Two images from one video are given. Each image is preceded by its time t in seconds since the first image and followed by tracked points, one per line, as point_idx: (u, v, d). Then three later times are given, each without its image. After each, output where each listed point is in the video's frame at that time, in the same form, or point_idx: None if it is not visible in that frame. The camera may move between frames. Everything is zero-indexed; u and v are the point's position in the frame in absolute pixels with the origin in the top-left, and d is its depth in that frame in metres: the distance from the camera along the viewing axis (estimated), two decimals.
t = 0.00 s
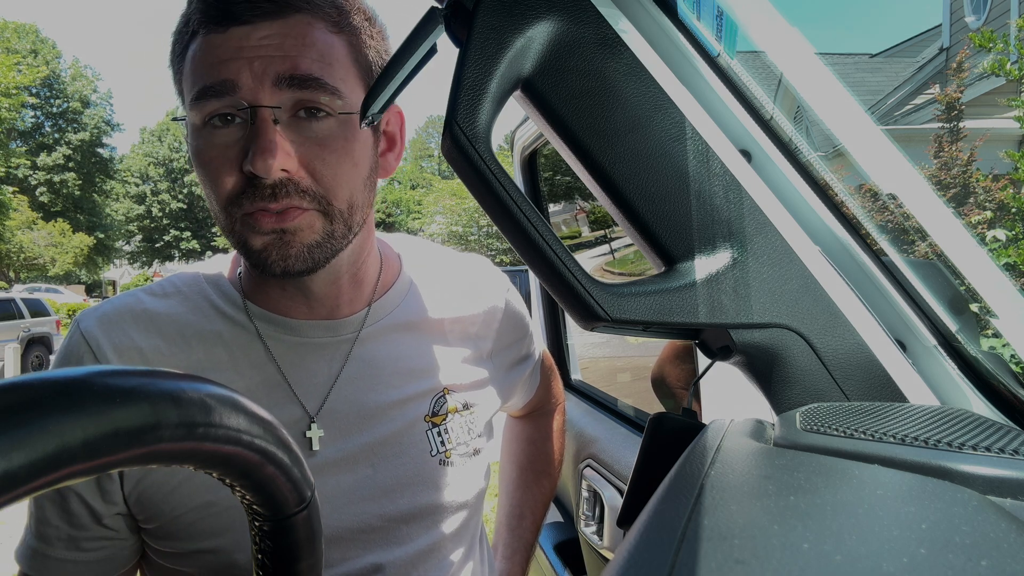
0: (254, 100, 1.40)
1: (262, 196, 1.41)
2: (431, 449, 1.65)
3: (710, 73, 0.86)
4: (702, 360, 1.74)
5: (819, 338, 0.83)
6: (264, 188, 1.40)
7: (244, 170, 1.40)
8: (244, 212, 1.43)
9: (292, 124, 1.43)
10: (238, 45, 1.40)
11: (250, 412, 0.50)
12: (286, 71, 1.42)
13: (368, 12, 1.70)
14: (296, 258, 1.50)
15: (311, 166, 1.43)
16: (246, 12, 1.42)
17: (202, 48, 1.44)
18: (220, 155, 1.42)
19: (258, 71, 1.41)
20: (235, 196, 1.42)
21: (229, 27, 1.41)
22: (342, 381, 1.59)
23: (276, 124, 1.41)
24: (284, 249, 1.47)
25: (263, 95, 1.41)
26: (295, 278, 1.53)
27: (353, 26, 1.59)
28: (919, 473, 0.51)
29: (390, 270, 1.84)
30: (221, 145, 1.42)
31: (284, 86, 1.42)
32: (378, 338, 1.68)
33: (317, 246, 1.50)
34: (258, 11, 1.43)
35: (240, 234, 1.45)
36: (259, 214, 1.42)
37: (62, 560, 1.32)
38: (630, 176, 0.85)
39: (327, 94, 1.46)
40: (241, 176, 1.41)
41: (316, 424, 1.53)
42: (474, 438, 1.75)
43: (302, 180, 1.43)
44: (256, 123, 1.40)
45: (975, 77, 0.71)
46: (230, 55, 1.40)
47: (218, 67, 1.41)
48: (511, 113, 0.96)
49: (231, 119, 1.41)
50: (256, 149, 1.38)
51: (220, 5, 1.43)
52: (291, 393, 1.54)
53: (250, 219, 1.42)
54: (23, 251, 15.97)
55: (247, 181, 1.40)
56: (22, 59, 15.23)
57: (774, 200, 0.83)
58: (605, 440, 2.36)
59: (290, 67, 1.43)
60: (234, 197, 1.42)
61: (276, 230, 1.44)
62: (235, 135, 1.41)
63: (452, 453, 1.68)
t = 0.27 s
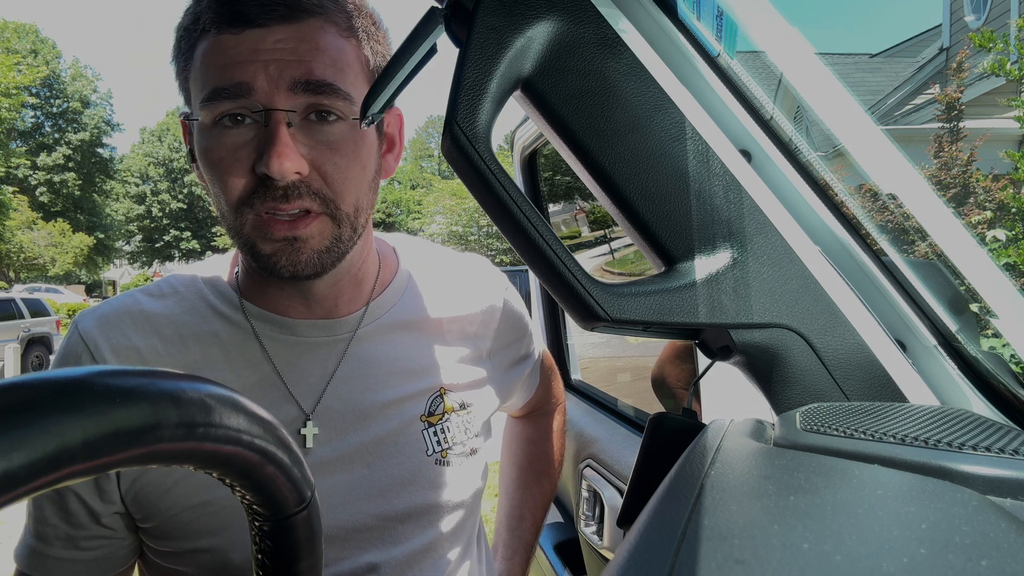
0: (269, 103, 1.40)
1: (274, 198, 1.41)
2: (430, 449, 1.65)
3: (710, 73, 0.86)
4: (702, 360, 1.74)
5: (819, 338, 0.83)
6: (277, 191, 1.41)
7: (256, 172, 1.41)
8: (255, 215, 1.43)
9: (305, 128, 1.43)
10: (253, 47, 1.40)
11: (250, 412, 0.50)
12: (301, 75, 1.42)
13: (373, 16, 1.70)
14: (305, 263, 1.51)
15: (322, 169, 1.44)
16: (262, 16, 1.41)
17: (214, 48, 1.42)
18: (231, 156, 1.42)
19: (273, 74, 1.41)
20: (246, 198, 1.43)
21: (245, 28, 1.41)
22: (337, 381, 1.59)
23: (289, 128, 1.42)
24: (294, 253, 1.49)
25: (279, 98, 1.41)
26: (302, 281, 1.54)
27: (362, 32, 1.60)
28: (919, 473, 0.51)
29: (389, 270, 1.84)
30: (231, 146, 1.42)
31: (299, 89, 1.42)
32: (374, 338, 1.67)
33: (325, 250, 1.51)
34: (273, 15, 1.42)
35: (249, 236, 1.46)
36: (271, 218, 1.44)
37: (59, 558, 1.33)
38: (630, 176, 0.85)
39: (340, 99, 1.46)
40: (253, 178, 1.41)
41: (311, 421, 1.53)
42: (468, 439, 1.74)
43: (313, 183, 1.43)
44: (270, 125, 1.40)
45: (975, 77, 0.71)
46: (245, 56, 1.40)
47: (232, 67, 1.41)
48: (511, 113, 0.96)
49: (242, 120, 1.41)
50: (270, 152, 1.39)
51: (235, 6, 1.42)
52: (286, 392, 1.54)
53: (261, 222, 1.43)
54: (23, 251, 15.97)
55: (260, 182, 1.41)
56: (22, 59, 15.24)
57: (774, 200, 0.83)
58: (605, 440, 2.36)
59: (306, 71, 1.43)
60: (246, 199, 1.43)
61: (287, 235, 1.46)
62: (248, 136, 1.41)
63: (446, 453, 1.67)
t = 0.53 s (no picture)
0: (280, 98, 1.41)
1: (287, 191, 1.41)
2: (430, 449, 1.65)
3: (710, 73, 0.86)
4: (702, 360, 1.74)
5: (819, 338, 0.84)
6: (289, 184, 1.41)
7: (268, 166, 1.40)
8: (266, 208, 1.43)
9: (315, 122, 1.44)
10: (263, 42, 1.40)
11: (250, 411, 0.50)
12: (311, 70, 1.43)
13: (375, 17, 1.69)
14: (314, 257, 1.51)
15: (333, 162, 1.45)
16: (272, 11, 1.42)
17: (222, 44, 1.42)
18: (240, 150, 1.41)
19: (283, 69, 1.41)
20: (257, 192, 1.42)
21: (254, 23, 1.41)
22: (336, 380, 1.59)
23: (301, 122, 1.42)
24: (303, 246, 1.49)
25: (290, 93, 1.42)
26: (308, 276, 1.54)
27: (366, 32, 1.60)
28: (919, 473, 0.51)
29: (389, 268, 1.83)
30: (241, 141, 1.41)
31: (309, 84, 1.43)
32: (374, 337, 1.67)
33: (334, 243, 1.52)
34: (282, 11, 1.43)
35: (259, 230, 1.45)
36: (282, 212, 1.43)
37: (54, 557, 1.33)
38: (630, 176, 0.85)
39: (349, 93, 1.48)
40: (264, 171, 1.41)
41: (312, 420, 1.53)
42: (468, 438, 1.74)
43: (323, 176, 1.44)
44: (281, 118, 1.40)
45: (975, 77, 0.71)
46: (255, 50, 1.40)
47: (241, 61, 1.40)
48: (511, 113, 0.96)
49: (252, 114, 1.41)
50: (282, 145, 1.39)
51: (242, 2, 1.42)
52: (286, 391, 1.54)
53: (273, 215, 1.43)
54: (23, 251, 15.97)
55: (272, 176, 1.41)
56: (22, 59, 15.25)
57: (773, 201, 0.83)
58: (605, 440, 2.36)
59: (315, 66, 1.44)
60: (256, 192, 1.42)
61: (297, 228, 1.45)
62: (257, 130, 1.41)
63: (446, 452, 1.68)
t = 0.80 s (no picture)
0: (273, 101, 1.41)
1: (278, 194, 1.41)
2: (429, 449, 1.65)
3: (710, 73, 0.86)
4: (702, 360, 1.74)
5: (819, 338, 0.84)
6: (282, 186, 1.41)
7: (261, 168, 1.41)
8: (258, 210, 1.43)
9: (309, 124, 1.44)
10: (257, 45, 1.40)
11: (250, 411, 0.50)
12: (305, 72, 1.42)
13: (373, 16, 1.69)
14: (307, 257, 1.50)
15: (327, 164, 1.45)
16: (265, 14, 1.41)
17: (217, 48, 1.42)
18: (234, 153, 1.42)
19: (277, 72, 1.41)
20: (249, 194, 1.42)
21: (248, 26, 1.40)
22: (336, 380, 1.59)
23: (294, 124, 1.42)
24: (296, 247, 1.48)
25: (283, 97, 1.41)
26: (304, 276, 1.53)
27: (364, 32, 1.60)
28: (919, 473, 0.51)
29: (388, 268, 1.84)
30: (235, 143, 1.41)
31: (302, 87, 1.43)
32: (374, 337, 1.67)
33: (329, 244, 1.51)
34: (277, 13, 1.42)
35: (251, 232, 1.46)
36: (274, 214, 1.44)
37: (53, 558, 1.32)
38: (630, 176, 0.85)
39: (344, 95, 1.47)
40: (256, 175, 1.41)
41: (312, 420, 1.53)
42: (468, 438, 1.74)
43: (318, 178, 1.44)
44: (274, 122, 1.40)
45: (975, 77, 0.71)
46: (248, 54, 1.40)
47: (235, 64, 1.41)
48: (511, 113, 0.96)
49: (245, 118, 1.41)
50: (275, 148, 1.39)
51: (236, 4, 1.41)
52: (286, 391, 1.54)
53: (265, 217, 1.43)
54: (23, 251, 15.96)
55: (264, 179, 1.41)
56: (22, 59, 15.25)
57: (773, 201, 0.83)
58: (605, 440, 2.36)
59: (309, 68, 1.43)
60: (249, 194, 1.42)
61: (291, 230, 1.45)
62: (251, 133, 1.41)
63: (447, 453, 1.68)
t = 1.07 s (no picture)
0: (260, 95, 1.41)
1: (269, 189, 1.42)
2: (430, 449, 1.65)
3: (710, 73, 0.86)
4: (702, 360, 1.74)
5: (819, 338, 0.84)
6: (271, 182, 1.41)
7: (250, 165, 1.41)
8: (251, 208, 1.43)
9: (298, 119, 1.44)
10: (243, 40, 1.40)
11: (250, 411, 0.50)
12: (291, 66, 1.43)
13: (363, 11, 1.70)
14: (304, 261, 1.50)
15: (317, 159, 1.45)
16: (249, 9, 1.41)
17: (206, 46, 1.43)
18: (224, 151, 1.43)
19: (264, 65, 1.41)
20: (241, 191, 1.43)
21: (232, 23, 1.41)
22: (337, 379, 1.59)
23: (282, 119, 1.42)
24: (292, 248, 1.48)
25: (270, 90, 1.42)
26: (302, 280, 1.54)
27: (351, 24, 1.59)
28: (918, 473, 0.51)
29: (389, 267, 1.84)
30: (226, 141, 1.43)
31: (289, 81, 1.43)
32: (376, 337, 1.67)
33: (324, 243, 1.51)
34: (261, 8, 1.42)
35: (245, 232, 1.46)
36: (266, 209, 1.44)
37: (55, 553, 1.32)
38: (630, 176, 0.85)
39: (331, 87, 1.47)
40: (247, 170, 1.42)
41: (313, 419, 1.53)
42: (471, 438, 1.75)
43: (307, 172, 1.44)
44: (262, 117, 1.41)
45: (975, 77, 0.71)
46: (235, 49, 1.40)
47: (222, 61, 1.41)
48: (511, 113, 0.96)
49: (236, 114, 1.42)
50: (262, 142, 1.40)
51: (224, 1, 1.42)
52: (289, 391, 1.54)
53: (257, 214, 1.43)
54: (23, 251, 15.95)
55: (254, 175, 1.42)
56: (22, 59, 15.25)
57: (773, 201, 0.83)
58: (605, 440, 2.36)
59: (296, 61, 1.44)
60: (242, 191, 1.43)
61: (286, 229, 1.46)
62: (240, 129, 1.42)
63: (449, 453, 1.68)
